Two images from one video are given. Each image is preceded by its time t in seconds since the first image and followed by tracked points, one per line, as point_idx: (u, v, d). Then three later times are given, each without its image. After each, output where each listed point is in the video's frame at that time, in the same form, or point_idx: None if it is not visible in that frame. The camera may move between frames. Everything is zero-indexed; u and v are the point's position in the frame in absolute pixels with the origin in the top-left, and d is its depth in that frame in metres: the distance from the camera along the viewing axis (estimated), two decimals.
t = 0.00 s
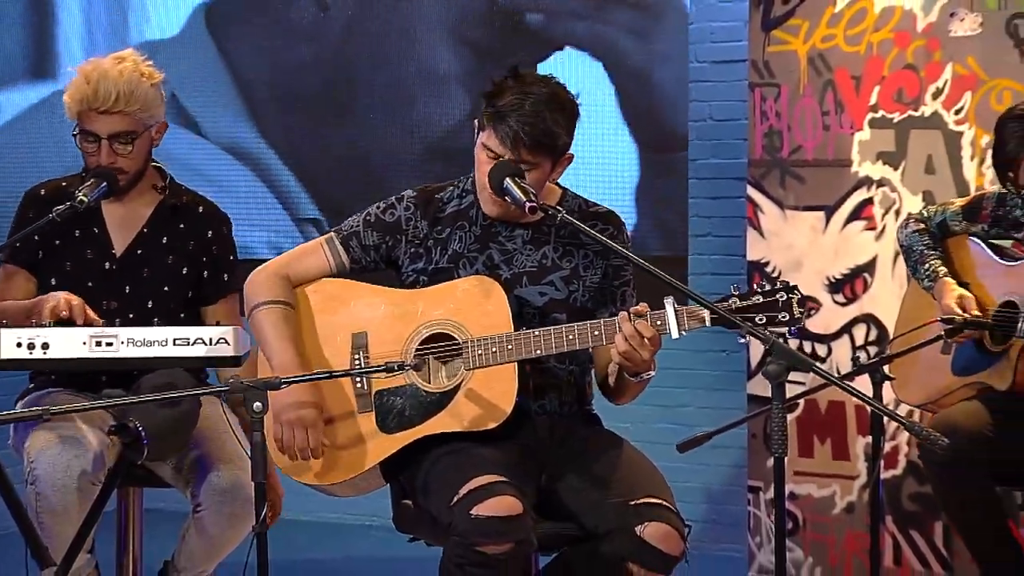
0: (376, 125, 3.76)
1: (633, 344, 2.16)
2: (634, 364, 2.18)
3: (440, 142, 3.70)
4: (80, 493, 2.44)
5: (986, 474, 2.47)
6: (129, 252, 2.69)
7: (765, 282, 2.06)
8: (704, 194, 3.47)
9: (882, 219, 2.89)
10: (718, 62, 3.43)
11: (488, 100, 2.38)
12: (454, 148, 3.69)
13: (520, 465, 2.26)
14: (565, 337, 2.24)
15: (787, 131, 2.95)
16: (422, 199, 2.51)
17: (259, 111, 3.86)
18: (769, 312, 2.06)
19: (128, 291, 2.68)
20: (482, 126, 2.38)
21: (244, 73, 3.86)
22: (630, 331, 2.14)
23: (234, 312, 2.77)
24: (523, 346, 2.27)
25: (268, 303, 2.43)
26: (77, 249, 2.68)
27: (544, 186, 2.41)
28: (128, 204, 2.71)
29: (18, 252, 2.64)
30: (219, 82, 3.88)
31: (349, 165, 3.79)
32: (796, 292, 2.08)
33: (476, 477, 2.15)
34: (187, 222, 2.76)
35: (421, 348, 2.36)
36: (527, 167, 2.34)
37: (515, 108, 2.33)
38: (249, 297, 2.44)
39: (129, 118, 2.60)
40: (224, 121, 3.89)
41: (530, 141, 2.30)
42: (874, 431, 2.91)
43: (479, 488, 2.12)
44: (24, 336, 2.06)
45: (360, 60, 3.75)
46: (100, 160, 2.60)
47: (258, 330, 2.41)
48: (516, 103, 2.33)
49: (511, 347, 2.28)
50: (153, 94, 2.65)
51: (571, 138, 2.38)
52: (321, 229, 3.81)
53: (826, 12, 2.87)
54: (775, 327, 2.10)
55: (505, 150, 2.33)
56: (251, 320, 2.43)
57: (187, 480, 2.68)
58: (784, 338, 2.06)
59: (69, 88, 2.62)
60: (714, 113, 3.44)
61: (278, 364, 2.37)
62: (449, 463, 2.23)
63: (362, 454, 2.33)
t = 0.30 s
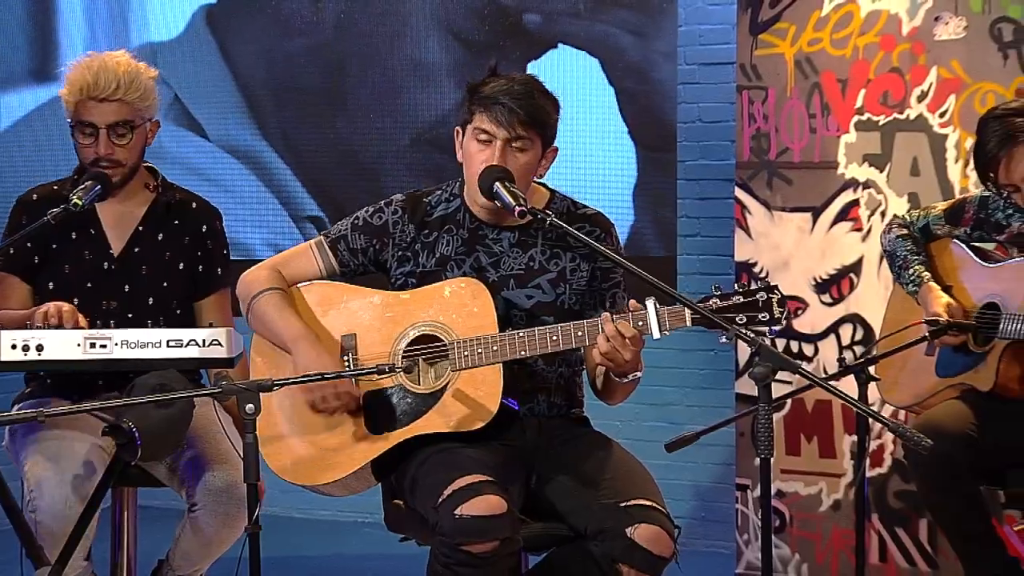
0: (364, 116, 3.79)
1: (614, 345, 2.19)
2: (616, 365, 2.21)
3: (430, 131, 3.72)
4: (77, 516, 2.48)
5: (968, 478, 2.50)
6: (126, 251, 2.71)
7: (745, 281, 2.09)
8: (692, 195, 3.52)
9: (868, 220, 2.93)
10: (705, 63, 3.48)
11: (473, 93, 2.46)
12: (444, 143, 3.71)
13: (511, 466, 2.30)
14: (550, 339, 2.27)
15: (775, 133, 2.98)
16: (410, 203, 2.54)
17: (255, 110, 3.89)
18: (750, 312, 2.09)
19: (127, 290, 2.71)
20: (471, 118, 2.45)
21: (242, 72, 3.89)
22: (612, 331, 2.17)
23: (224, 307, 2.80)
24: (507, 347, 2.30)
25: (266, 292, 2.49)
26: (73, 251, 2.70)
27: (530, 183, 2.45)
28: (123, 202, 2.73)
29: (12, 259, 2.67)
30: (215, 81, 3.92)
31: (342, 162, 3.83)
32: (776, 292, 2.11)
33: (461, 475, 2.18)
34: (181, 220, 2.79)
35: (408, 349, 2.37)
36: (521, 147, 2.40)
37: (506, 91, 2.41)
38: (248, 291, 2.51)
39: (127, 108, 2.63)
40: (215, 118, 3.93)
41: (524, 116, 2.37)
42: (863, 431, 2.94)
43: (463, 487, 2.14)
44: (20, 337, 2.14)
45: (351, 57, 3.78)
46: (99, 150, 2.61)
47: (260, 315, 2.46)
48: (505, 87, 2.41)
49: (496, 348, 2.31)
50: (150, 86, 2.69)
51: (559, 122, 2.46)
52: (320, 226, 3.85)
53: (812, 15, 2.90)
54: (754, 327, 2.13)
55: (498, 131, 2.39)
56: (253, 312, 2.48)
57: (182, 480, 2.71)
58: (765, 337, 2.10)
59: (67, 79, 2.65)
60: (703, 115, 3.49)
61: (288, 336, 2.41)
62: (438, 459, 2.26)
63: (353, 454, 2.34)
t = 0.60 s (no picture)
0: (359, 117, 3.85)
1: (604, 358, 2.24)
2: (605, 376, 2.25)
3: (427, 129, 3.78)
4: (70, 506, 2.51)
5: (952, 478, 2.53)
6: (121, 251, 2.74)
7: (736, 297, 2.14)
8: (681, 196, 3.56)
9: (854, 222, 2.96)
10: (694, 67, 3.51)
11: (460, 98, 2.50)
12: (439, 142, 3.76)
13: (500, 467, 2.34)
14: (542, 348, 2.30)
15: (762, 136, 3.01)
16: (403, 207, 2.57)
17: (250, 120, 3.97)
18: (739, 327, 2.14)
19: (122, 290, 2.74)
20: (460, 122, 2.48)
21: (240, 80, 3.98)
22: (603, 342, 2.22)
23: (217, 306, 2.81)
24: (500, 355, 2.33)
25: (264, 288, 2.51)
26: (68, 252, 2.73)
27: (520, 182, 2.46)
28: (119, 200, 2.76)
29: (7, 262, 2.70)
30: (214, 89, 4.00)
31: (336, 161, 3.89)
32: (766, 309, 2.17)
33: (450, 491, 2.20)
34: (174, 219, 2.81)
35: (402, 354, 2.40)
36: (514, 142, 2.43)
37: (496, 91, 2.45)
38: (245, 291, 2.53)
39: (130, 104, 2.66)
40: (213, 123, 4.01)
41: (515, 110, 2.41)
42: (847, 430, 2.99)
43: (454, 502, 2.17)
44: (15, 339, 2.16)
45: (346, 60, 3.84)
46: (101, 146, 2.63)
47: (260, 310, 2.48)
48: (494, 87, 2.45)
49: (489, 356, 2.33)
50: (153, 85, 2.72)
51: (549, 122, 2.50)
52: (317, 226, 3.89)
53: (800, 19, 2.94)
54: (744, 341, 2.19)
55: (490, 128, 2.42)
56: (252, 310, 2.50)
57: (177, 479, 2.73)
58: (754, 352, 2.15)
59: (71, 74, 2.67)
60: (692, 117, 3.52)
61: (293, 323, 2.44)
62: (427, 467, 2.29)
63: (345, 456, 2.38)
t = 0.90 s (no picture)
0: (356, 118, 3.89)
1: (597, 360, 2.27)
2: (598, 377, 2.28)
3: (421, 130, 3.82)
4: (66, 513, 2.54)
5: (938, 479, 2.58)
6: (117, 253, 2.78)
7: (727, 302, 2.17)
8: (670, 197, 3.60)
9: (841, 223, 3.00)
10: (684, 70, 3.56)
11: (448, 104, 2.53)
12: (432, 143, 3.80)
13: (493, 468, 2.38)
14: (534, 350, 2.34)
15: (751, 139, 3.05)
16: (395, 211, 2.61)
17: (245, 125, 4.02)
18: (730, 332, 2.18)
19: (118, 291, 2.77)
20: (448, 128, 2.52)
21: (236, 84, 4.03)
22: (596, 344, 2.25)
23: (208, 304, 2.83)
24: (492, 358, 2.37)
25: (263, 287, 2.54)
26: (65, 254, 2.77)
27: (509, 187, 2.50)
28: (115, 205, 2.79)
29: (5, 263, 2.73)
30: (206, 97, 4.05)
31: (331, 161, 3.94)
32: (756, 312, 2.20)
33: (447, 491, 2.24)
34: (169, 221, 2.84)
35: (396, 356, 2.44)
36: (503, 147, 2.47)
37: (480, 96, 2.48)
38: (243, 293, 2.56)
39: (127, 119, 2.67)
40: (199, 133, 4.07)
41: (502, 116, 2.45)
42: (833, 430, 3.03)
43: (449, 502, 2.21)
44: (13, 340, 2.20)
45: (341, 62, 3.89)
46: (97, 158, 2.67)
47: (261, 310, 2.51)
48: (477, 94, 2.49)
49: (482, 358, 2.38)
50: (149, 99, 2.74)
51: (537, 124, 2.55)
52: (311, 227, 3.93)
53: (787, 24, 2.98)
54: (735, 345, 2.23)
55: (478, 135, 2.46)
56: (251, 310, 2.54)
57: (173, 480, 2.77)
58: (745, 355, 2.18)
59: (68, 87, 2.69)
60: (681, 119, 3.57)
61: (300, 321, 2.48)
62: (421, 468, 2.33)
63: (339, 456, 2.41)
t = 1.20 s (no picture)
0: (352, 119, 3.93)
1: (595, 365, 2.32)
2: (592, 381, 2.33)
3: (416, 131, 3.85)
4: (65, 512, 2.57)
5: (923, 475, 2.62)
6: (115, 254, 2.82)
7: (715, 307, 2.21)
8: (661, 197, 3.64)
9: (828, 224, 3.04)
10: (674, 72, 3.60)
11: (439, 111, 2.57)
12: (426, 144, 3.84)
13: (486, 466, 2.42)
14: (526, 353, 2.39)
15: (740, 140, 3.09)
16: (388, 212, 2.66)
17: (256, 119, 4.04)
18: (718, 335, 2.22)
19: (116, 292, 2.81)
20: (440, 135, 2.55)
21: (246, 77, 4.04)
22: (595, 349, 2.30)
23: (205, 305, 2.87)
24: (485, 359, 2.41)
25: (260, 285, 2.59)
26: (63, 255, 2.80)
27: (502, 192, 2.55)
28: (113, 207, 2.83)
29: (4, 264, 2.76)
30: (220, 89, 4.07)
31: (326, 162, 3.98)
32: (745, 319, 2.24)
33: (439, 482, 2.29)
34: (167, 224, 2.88)
35: (390, 357, 2.48)
36: (494, 153, 2.51)
37: (472, 103, 2.52)
38: (238, 292, 2.61)
39: (127, 120, 2.71)
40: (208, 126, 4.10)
41: (494, 123, 2.49)
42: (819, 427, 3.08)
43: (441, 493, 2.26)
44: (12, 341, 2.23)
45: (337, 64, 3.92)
46: (96, 159, 2.71)
47: (258, 306, 2.56)
48: (469, 99, 2.52)
49: (474, 360, 2.42)
50: (149, 101, 2.78)
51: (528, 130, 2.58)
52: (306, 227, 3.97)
53: (775, 27, 3.02)
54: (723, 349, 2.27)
55: (470, 141, 2.50)
56: (248, 307, 2.58)
57: (168, 477, 2.81)
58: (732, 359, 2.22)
59: (69, 89, 2.73)
60: (672, 121, 3.61)
61: (296, 316, 2.51)
62: (412, 466, 2.37)
63: (332, 455, 2.45)
